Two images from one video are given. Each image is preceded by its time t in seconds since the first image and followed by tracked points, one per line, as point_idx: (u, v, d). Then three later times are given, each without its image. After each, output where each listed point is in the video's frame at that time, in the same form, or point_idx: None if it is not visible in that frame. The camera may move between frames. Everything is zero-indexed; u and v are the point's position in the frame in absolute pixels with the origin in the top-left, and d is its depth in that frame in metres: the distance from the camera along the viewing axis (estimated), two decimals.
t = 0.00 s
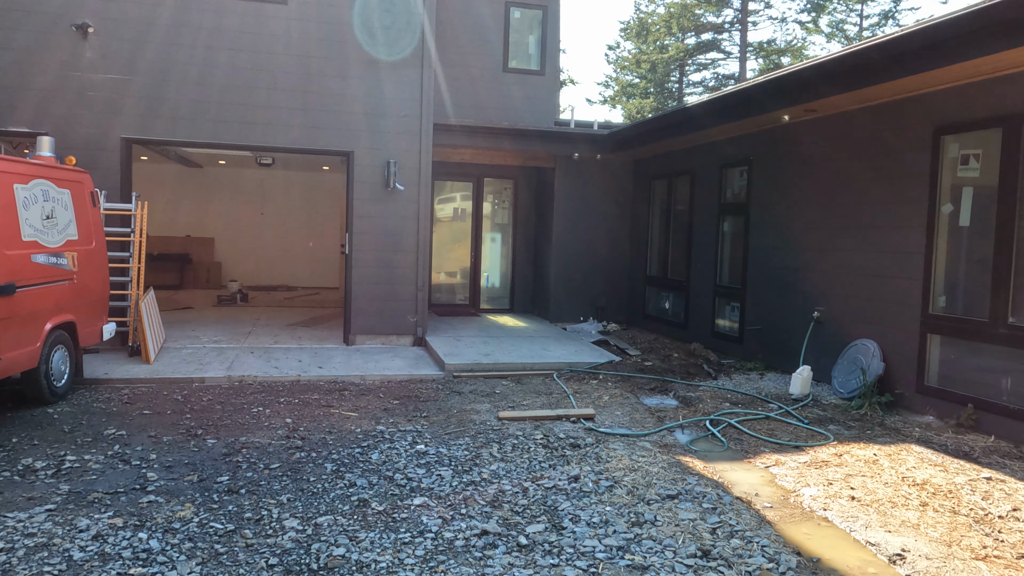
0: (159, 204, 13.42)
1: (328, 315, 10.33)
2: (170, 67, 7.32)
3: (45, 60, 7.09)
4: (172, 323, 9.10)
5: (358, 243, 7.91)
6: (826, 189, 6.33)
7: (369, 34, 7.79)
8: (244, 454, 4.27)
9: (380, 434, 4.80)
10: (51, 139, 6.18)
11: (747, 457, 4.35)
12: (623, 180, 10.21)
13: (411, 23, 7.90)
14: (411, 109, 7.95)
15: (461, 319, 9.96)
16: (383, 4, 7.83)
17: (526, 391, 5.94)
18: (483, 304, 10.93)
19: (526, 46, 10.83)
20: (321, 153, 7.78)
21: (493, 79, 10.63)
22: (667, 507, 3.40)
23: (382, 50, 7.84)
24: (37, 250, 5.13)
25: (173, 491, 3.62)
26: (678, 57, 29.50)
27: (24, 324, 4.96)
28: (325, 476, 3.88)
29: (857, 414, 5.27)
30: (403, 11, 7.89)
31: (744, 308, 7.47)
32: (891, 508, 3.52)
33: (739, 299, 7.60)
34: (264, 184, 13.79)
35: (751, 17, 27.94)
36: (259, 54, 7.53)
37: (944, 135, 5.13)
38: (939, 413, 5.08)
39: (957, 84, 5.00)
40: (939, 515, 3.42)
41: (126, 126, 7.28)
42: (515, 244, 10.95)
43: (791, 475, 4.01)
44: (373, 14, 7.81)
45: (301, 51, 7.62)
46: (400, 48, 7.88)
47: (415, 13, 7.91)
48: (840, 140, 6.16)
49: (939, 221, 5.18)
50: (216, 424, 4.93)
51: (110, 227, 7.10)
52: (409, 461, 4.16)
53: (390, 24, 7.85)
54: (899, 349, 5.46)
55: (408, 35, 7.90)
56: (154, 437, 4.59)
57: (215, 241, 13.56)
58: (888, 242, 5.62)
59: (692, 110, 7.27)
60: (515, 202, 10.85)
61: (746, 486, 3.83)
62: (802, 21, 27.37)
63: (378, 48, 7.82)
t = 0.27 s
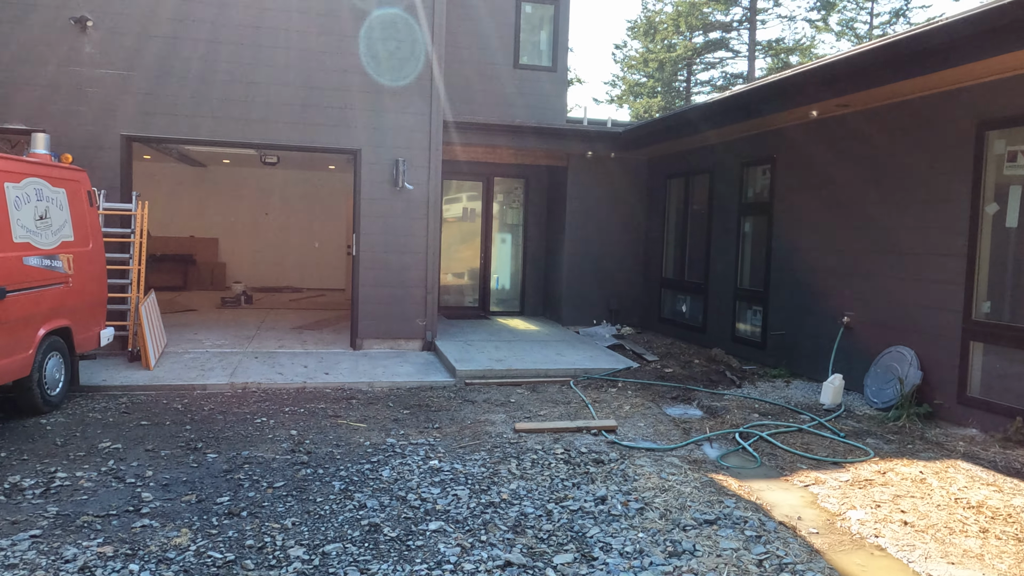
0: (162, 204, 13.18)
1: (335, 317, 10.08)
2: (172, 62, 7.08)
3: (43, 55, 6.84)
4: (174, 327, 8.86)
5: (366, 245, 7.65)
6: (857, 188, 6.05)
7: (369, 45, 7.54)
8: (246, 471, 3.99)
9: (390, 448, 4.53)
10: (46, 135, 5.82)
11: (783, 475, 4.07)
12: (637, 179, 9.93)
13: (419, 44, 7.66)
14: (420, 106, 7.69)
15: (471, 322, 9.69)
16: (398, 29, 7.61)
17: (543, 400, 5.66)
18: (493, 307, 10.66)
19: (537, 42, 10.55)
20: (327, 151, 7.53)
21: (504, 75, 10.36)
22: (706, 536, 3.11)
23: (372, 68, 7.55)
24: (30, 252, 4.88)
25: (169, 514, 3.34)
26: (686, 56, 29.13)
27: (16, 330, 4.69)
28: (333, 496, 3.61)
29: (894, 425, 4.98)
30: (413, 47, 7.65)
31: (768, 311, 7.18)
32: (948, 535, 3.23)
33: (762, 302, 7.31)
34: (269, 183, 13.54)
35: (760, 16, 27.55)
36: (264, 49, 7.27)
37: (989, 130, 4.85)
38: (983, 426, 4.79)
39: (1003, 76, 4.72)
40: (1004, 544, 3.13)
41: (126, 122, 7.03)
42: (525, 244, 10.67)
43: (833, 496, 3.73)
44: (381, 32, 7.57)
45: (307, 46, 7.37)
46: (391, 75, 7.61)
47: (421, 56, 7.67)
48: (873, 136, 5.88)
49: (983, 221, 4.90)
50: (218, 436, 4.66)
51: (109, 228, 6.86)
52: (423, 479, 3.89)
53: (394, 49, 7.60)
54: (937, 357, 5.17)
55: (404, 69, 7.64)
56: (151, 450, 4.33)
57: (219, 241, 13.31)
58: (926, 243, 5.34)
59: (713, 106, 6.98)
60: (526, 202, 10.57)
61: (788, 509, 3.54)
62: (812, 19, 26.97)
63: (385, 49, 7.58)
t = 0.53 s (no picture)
0: (169, 203, 13.01)
1: (344, 317, 9.87)
2: (178, 56, 6.88)
3: (46, 48, 6.65)
4: (181, 327, 8.67)
5: (376, 244, 7.43)
6: (891, 185, 5.79)
7: (371, 23, 7.30)
8: (254, 484, 3.76)
9: (405, 457, 4.30)
10: (48, 129, 5.64)
11: (826, 489, 3.82)
12: (654, 177, 9.68)
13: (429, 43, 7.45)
14: (432, 101, 7.47)
15: (484, 323, 9.47)
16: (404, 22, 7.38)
17: (563, 406, 5.43)
18: (505, 307, 10.43)
19: (551, 37, 10.32)
20: (336, 147, 7.31)
21: (516, 71, 10.14)
22: (754, 559, 2.87)
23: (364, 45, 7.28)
24: (28, 250, 4.65)
25: (173, 531, 3.12)
26: (695, 55, 28.79)
27: (14, 333, 4.48)
28: (347, 512, 3.37)
29: (936, 435, 4.73)
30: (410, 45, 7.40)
31: (793, 313, 6.93)
32: (1015, 559, 2.98)
33: (787, 304, 7.05)
34: (277, 182, 13.34)
35: (771, 13, 27.17)
36: (272, 42, 7.06)
37: None
38: None
39: None
40: None
41: (131, 117, 6.84)
42: (538, 244, 10.43)
43: (884, 512, 3.48)
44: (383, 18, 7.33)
45: (317, 39, 7.16)
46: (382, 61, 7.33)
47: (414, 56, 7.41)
48: (909, 131, 5.62)
49: None
50: (225, 444, 4.45)
51: (113, 226, 6.66)
52: (443, 493, 3.64)
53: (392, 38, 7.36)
54: (981, 363, 4.91)
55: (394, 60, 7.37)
56: (156, 460, 4.11)
57: (226, 240, 13.12)
58: (967, 243, 5.09)
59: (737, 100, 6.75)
60: (539, 200, 10.33)
61: (836, 527, 3.29)
62: (824, 17, 26.59)
63: (400, 41, 7.38)
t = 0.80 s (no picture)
0: (176, 202, 12.83)
1: (353, 319, 9.66)
2: (185, 50, 6.68)
3: (50, 41, 6.45)
4: (187, 329, 8.47)
5: (388, 244, 7.21)
6: (928, 183, 5.54)
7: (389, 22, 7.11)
8: (263, 499, 3.54)
9: (422, 470, 4.07)
10: (49, 125, 5.41)
11: (872, 507, 3.57)
12: (671, 176, 9.43)
13: (442, 41, 7.23)
14: (446, 97, 7.25)
15: (496, 325, 9.25)
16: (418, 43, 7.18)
17: (584, 414, 5.19)
18: (518, 308, 10.20)
19: (565, 32, 10.09)
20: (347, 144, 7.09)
21: (530, 67, 9.90)
22: None
23: (371, 30, 7.07)
24: (27, 250, 4.44)
25: (175, 554, 2.90)
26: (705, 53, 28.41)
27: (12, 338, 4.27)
28: (363, 532, 3.15)
29: (982, 447, 4.47)
30: (405, 63, 7.15)
31: (820, 316, 6.67)
32: None
33: (814, 307, 6.79)
34: (285, 180, 13.15)
35: (782, 11, 26.78)
36: (280, 36, 6.85)
37: None
38: None
39: None
40: None
41: (137, 113, 6.64)
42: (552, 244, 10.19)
43: (938, 534, 3.23)
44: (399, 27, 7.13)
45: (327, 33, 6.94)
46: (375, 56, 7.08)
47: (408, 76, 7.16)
48: (948, 126, 5.36)
49: None
50: (232, 455, 4.23)
51: (118, 225, 6.46)
52: (464, 511, 3.41)
53: (399, 44, 7.13)
54: None
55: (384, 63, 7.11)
56: (159, 472, 3.90)
57: (233, 240, 12.93)
58: (1011, 244, 4.84)
59: (763, 94, 6.51)
60: (553, 200, 10.10)
61: (889, 551, 3.05)
62: (836, 15, 26.18)
63: (414, 36, 7.16)
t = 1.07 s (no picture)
0: (180, 202, 12.62)
1: (361, 322, 9.43)
2: (189, 44, 6.45)
3: (49, 35, 6.23)
4: (191, 332, 8.26)
5: (398, 245, 6.98)
6: (965, 182, 5.28)
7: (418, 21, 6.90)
8: (267, 518, 3.30)
9: (436, 485, 3.83)
10: (47, 121, 5.17)
11: (922, 528, 3.32)
12: (688, 175, 9.17)
13: (454, 36, 6.99)
14: (458, 93, 7.02)
15: (508, 329, 9.01)
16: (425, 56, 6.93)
17: (605, 423, 4.94)
18: (529, 311, 9.95)
19: (579, 28, 9.84)
20: (356, 141, 6.86)
21: (543, 63, 9.66)
22: None
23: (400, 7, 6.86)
24: (21, 251, 4.21)
25: None
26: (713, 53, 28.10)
27: (5, 343, 4.04)
28: (375, 556, 2.91)
29: None
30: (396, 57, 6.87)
31: (848, 321, 6.41)
32: None
33: (841, 310, 6.53)
34: (291, 180, 12.94)
35: (792, 11, 26.44)
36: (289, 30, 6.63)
37: None
38: None
39: None
40: None
41: (139, 109, 6.41)
42: (564, 245, 9.94)
43: (999, 560, 2.98)
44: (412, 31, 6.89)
45: (337, 27, 6.72)
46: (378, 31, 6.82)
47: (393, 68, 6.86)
48: (988, 122, 5.10)
49: None
50: (235, 468, 3.99)
51: (119, 225, 6.24)
52: (483, 532, 3.16)
53: (408, 38, 6.88)
54: None
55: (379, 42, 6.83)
56: (158, 487, 3.66)
57: (239, 241, 12.72)
58: None
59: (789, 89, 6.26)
60: (566, 200, 9.85)
61: None
62: (847, 15, 25.84)
63: (426, 31, 6.92)
